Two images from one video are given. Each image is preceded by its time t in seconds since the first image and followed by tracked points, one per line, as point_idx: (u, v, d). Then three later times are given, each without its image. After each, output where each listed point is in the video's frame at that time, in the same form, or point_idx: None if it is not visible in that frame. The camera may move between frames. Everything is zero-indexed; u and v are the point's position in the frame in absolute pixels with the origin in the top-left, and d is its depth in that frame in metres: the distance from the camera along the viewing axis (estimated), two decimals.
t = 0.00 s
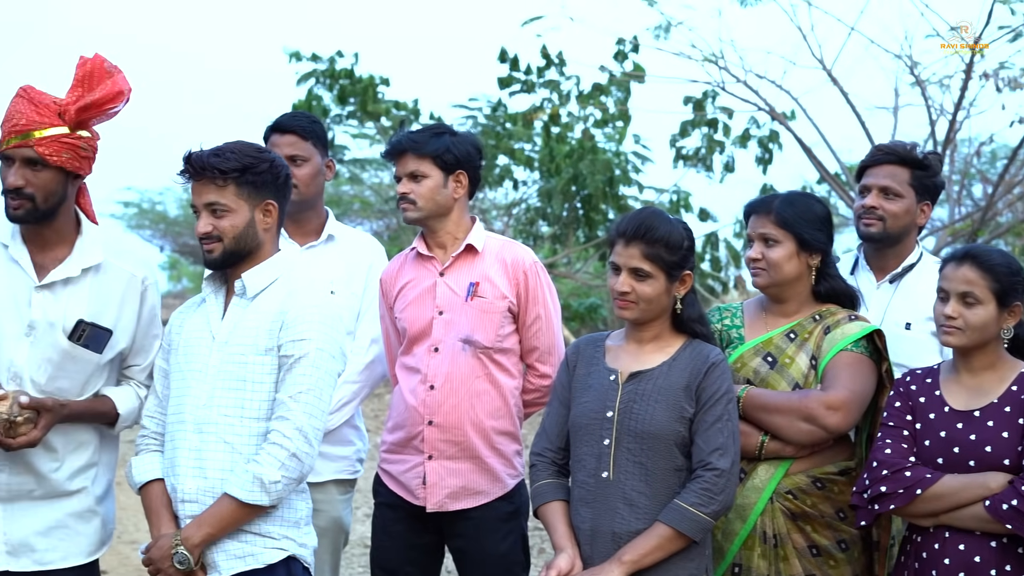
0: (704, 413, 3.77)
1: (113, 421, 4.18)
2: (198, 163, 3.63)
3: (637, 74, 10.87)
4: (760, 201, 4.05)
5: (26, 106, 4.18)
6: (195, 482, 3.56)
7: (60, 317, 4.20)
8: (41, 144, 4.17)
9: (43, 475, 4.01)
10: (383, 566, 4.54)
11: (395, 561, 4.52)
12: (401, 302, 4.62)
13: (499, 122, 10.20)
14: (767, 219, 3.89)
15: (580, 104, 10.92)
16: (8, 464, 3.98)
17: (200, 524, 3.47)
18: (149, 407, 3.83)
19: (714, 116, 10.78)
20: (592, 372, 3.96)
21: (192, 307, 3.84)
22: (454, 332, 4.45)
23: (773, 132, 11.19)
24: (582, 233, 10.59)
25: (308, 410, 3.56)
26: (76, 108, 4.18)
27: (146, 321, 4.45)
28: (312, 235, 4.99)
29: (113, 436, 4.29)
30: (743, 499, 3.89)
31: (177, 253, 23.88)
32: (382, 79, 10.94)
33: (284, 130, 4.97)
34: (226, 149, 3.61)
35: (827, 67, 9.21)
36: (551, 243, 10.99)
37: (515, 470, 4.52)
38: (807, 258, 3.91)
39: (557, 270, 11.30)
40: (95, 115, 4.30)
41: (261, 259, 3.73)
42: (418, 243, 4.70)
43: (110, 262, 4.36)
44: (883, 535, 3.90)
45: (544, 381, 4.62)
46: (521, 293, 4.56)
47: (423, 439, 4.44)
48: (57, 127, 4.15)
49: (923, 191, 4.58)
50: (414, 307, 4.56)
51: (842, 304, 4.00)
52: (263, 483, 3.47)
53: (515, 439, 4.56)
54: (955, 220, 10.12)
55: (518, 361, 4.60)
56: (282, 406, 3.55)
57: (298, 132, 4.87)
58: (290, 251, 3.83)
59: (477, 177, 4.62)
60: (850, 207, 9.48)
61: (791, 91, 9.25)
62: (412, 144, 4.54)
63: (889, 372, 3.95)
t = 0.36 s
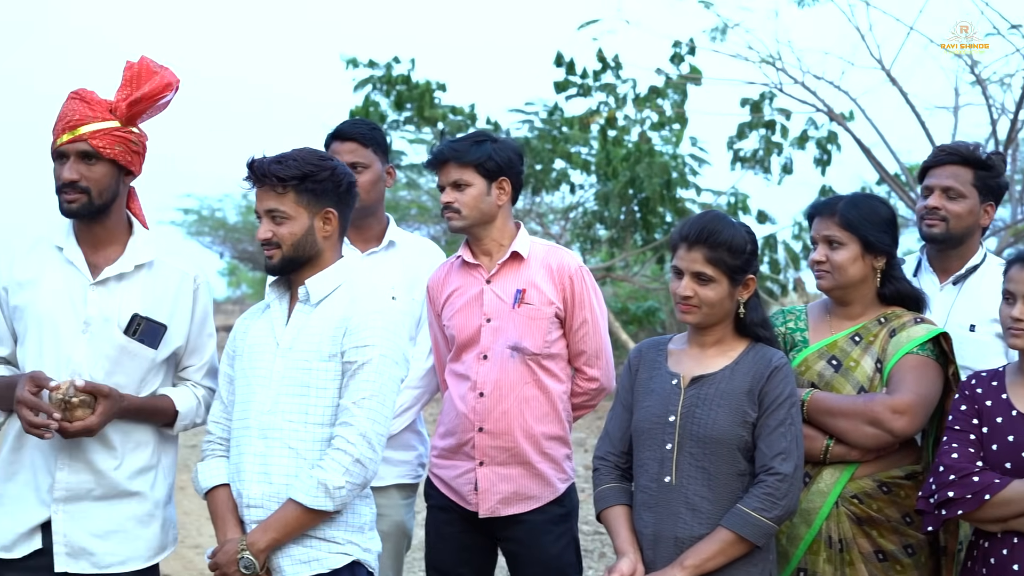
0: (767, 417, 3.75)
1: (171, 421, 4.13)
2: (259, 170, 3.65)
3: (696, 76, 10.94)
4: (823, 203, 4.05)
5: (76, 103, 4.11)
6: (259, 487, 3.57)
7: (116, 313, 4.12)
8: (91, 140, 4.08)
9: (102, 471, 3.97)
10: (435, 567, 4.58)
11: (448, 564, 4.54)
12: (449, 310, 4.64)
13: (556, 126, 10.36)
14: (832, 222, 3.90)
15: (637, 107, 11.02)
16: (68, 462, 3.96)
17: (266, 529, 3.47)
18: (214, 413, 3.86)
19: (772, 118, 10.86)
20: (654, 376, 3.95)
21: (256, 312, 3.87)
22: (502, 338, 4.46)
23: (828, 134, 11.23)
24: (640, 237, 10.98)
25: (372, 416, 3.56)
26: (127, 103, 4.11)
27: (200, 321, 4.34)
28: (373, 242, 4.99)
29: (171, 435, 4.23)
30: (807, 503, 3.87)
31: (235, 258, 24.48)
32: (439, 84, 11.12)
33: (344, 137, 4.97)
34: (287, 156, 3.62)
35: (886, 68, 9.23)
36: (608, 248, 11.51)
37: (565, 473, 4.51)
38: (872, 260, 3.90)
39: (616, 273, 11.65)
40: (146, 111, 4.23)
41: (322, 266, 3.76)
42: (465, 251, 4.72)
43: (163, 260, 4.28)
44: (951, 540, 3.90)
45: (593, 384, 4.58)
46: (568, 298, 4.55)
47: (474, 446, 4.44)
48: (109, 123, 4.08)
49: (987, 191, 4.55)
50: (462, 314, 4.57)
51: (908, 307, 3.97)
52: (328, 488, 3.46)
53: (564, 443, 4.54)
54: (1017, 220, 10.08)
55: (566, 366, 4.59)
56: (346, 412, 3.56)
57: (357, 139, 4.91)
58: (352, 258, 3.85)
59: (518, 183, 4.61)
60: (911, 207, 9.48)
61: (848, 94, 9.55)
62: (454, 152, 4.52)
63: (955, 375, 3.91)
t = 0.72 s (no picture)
0: (825, 424, 3.72)
1: (215, 418, 3.90)
2: (325, 178, 3.67)
3: (748, 81, 10.98)
4: (885, 211, 4.07)
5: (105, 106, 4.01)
6: (319, 493, 3.59)
7: (154, 313, 3.97)
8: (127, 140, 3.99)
9: (150, 472, 3.72)
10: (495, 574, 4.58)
11: (508, 570, 4.55)
12: (511, 318, 4.65)
13: (609, 132, 10.46)
14: (893, 227, 3.92)
15: (688, 113, 11.06)
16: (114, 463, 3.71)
17: (326, 534, 3.47)
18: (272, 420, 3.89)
19: (826, 123, 10.86)
20: (711, 383, 3.95)
21: (315, 319, 3.92)
22: (563, 347, 4.46)
23: (883, 137, 11.20)
24: (693, 243, 11.17)
25: (431, 423, 3.57)
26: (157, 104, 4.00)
27: (235, 319, 4.18)
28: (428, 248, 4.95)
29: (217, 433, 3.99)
30: (868, 510, 3.86)
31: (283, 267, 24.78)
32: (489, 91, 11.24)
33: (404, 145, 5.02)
34: (353, 165, 3.64)
35: (941, 70, 9.22)
36: (661, 253, 11.58)
37: (626, 481, 4.50)
38: (934, 266, 3.91)
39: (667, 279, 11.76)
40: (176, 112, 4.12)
41: (380, 274, 3.77)
42: (527, 258, 4.74)
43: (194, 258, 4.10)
44: (1014, 549, 3.88)
45: (654, 394, 4.58)
46: (630, 307, 4.54)
47: (534, 453, 4.46)
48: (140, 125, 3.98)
49: None
50: (524, 322, 4.58)
51: (971, 313, 3.95)
52: (387, 494, 3.47)
53: (625, 451, 4.53)
54: None
55: (627, 376, 4.57)
56: (405, 418, 3.56)
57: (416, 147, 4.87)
58: (409, 265, 3.87)
59: (583, 193, 4.62)
60: (966, 211, 9.43)
61: (903, 97, 9.56)
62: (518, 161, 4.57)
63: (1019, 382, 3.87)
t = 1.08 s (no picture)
0: (881, 431, 3.69)
1: (265, 417, 3.90)
2: (409, 181, 3.79)
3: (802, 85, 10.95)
4: (952, 216, 4.12)
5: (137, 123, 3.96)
6: (378, 496, 3.64)
7: (195, 317, 3.90)
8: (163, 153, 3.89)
9: (203, 472, 3.74)
10: None
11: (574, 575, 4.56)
12: (599, 319, 4.72)
13: (662, 136, 10.50)
14: (960, 233, 3.93)
15: (741, 117, 11.01)
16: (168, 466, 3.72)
17: (385, 538, 3.51)
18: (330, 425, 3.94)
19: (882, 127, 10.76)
20: (766, 390, 3.93)
21: (370, 323, 4.01)
22: (643, 357, 4.47)
23: (942, 141, 11.06)
24: (745, 247, 11.25)
25: (488, 425, 3.61)
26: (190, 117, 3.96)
27: (277, 314, 4.13)
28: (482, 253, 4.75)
29: (268, 429, 3.97)
30: (933, 518, 3.85)
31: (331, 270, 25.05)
32: (542, 97, 11.32)
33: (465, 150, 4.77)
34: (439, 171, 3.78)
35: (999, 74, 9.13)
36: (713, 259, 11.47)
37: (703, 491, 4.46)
38: (1001, 272, 3.92)
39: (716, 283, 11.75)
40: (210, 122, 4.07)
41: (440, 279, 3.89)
42: (623, 263, 4.77)
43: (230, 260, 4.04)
44: None
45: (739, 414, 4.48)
46: (717, 324, 4.46)
47: (607, 458, 4.50)
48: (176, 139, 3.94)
49: None
50: (611, 325, 4.65)
51: None
52: (446, 497, 3.50)
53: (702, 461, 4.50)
54: None
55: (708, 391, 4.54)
56: (463, 422, 3.62)
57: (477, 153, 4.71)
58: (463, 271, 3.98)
59: (688, 203, 4.59)
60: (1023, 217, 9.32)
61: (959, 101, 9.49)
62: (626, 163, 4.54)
63: None
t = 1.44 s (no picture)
0: (936, 430, 3.66)
1: (322, 418, 3.90)
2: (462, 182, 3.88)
3: (851, 82, 10.86)
4: None
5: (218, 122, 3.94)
6: (433, 495, 3.72)
7: (257, 316, 3.91)
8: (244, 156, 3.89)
9: (261, 471, 3.75)
10: None
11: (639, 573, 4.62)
12: (671, 317, 4.72)
13: (710, 135, 10.47)
14: None
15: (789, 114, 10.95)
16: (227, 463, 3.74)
17: (440, 536, 3.58)
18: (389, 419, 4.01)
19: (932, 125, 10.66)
20: (819, 389, 3.91)
21: (422, 323, 4.09)
22: (713, 361, 4.47)
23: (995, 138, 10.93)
24: (795, 246, 11.19)
25: (542, 424, 3.70)
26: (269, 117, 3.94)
27: (338, 317, 4.11)
28: (533, 252, 4.72)
29: (324, 433, 3.97)
30: (1005, 521, 3.88)
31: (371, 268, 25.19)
32: (590, 95, 11.32)
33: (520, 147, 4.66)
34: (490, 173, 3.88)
35: None
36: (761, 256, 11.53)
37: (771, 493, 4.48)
38: None
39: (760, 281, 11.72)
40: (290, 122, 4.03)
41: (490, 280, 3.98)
42: (698, 262, 4.73)
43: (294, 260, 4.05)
44: None
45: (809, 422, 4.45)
46: (790, 331, 4.43)
47: (675, 458, 4.54)
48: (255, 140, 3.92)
49: None
50: (682, 325, 4.64)
51: None
52: (502, 496, 3.58)
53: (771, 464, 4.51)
54: None
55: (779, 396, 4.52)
56: (518, 420, 3.70)
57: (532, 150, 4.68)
58: (516, 271, 4.07)
59: (769, 206, 4.55)
60: None
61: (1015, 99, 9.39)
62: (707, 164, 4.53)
63: None
